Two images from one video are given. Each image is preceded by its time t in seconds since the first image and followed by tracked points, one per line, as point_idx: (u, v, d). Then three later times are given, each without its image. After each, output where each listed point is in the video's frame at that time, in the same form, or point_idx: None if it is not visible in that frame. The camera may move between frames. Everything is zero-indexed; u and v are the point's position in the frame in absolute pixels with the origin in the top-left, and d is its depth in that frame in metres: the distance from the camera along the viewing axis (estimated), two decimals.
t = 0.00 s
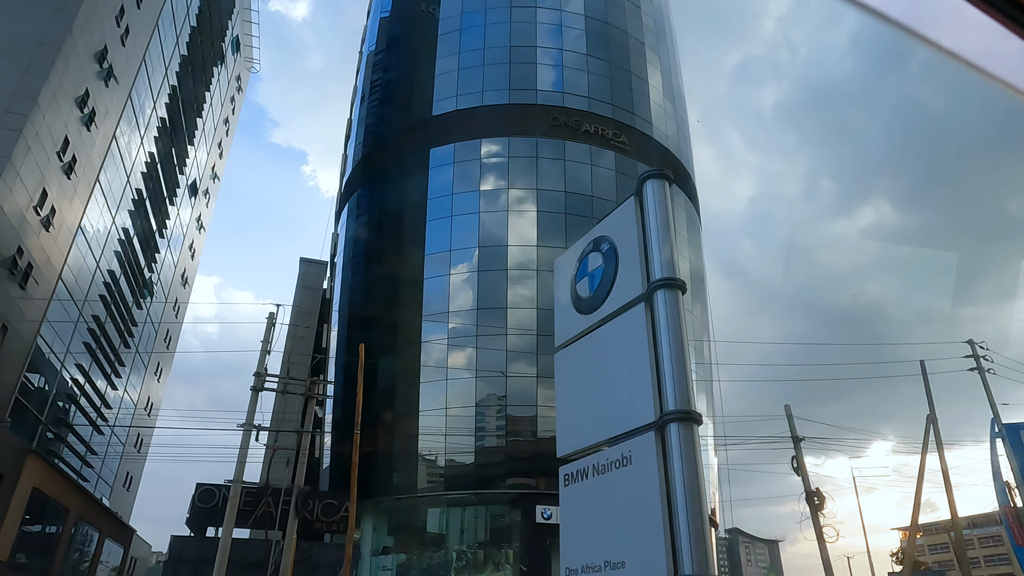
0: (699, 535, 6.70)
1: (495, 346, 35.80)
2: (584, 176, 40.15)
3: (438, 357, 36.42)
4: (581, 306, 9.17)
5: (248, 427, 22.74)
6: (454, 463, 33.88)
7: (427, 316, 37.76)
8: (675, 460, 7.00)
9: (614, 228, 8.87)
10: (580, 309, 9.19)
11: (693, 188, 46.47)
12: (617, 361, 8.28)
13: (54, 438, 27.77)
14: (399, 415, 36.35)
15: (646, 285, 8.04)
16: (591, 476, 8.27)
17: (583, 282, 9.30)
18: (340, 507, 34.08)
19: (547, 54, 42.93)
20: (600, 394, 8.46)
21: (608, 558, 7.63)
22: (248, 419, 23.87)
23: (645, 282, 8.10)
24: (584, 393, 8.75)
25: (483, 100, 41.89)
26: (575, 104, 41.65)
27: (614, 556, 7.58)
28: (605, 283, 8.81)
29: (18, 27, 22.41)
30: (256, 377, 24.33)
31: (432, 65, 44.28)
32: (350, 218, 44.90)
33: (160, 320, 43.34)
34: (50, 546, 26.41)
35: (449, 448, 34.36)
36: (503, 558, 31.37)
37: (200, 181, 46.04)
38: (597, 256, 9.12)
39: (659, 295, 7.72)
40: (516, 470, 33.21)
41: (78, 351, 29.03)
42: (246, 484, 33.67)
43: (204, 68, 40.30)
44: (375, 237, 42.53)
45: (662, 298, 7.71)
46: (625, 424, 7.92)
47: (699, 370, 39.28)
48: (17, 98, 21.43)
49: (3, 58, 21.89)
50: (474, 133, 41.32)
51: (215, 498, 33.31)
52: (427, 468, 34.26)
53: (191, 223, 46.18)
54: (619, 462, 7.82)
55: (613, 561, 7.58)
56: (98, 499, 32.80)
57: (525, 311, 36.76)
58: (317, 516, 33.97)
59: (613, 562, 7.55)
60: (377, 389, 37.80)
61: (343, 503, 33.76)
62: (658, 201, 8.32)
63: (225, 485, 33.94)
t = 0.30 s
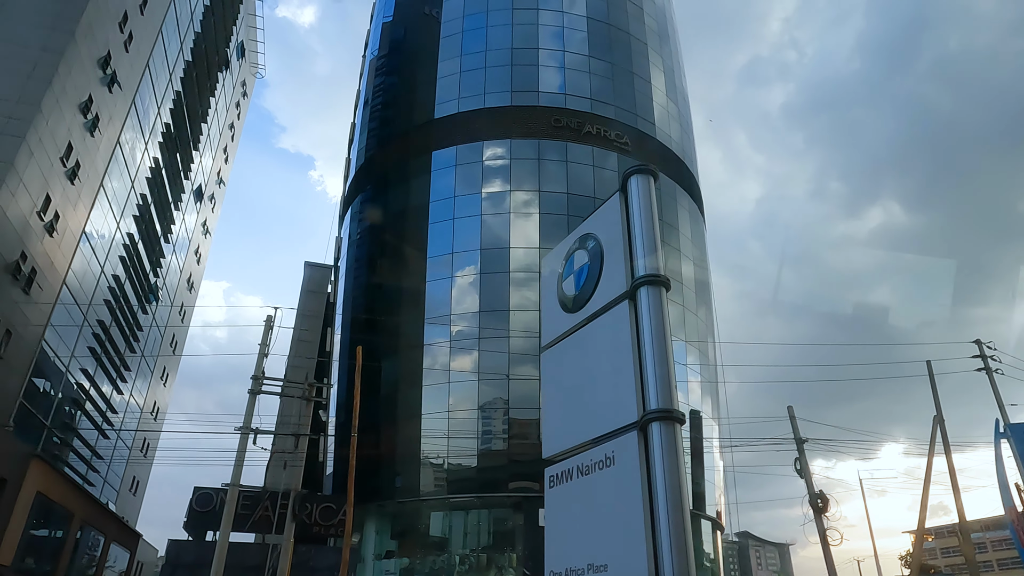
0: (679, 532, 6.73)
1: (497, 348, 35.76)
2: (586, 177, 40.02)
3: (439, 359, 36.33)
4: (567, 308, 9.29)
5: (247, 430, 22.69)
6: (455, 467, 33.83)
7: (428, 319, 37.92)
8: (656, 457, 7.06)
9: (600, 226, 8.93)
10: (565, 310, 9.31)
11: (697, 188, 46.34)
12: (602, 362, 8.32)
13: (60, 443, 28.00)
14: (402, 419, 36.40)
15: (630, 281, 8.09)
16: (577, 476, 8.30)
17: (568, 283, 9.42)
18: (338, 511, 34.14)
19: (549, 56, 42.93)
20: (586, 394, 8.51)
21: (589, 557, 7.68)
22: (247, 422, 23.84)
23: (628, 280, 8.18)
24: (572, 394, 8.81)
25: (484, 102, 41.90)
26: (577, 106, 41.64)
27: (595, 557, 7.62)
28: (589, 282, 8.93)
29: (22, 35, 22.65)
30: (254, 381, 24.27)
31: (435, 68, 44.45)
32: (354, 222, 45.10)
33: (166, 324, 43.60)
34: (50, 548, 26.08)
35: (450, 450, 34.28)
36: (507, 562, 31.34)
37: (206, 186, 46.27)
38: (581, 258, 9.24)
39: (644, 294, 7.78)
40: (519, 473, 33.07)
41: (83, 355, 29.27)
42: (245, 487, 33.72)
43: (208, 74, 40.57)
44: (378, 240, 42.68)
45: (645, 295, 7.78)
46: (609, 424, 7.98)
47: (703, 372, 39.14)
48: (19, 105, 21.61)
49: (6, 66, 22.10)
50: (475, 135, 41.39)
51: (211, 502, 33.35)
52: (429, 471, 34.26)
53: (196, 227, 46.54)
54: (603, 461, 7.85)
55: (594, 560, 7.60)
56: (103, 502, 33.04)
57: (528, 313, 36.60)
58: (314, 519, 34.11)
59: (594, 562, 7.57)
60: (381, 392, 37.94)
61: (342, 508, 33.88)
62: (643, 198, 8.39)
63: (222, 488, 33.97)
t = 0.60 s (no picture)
0: (667, 554, 5.57)
1: (499, 351, 35.74)
2: (588, 180, 39.94)
3: (442, 363, 36.30)
4: (551, 308, 8.01)
5: (245, 434, 22.72)
6: (457, 471, 33.83)
7: (430, 323, 37.92)
8: (641, 465, 5.90)
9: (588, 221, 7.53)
10: (549, 311, 8.05)
11: (700, 189, 46.30)
12: (585, 361, 7.14)
13: (64, 448, 28.12)
14: (405, 422, 36.34)
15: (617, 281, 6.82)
16: (556, 482, 7.09)
17: (553, 279, 8.12)
18: (336, 515, 34.19)
19: (550, 58, 42.97)
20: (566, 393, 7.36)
21: None
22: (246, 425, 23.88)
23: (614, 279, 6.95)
24: (553, 393, 7.59)
25: (486, 105, 41.94)
26: (579, 108, 41.67)
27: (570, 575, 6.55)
28: (576, 281, 7.58)
29: (26, 41, 22.81)
30: (253, 384, 24.31)
31: (437, 72, 44.61)
32: (357, 226, 45.24)
33: (171, 328, 43.78)
34: (55, 553, 26.20)
35: (452, 455, 34.28)
36: (510, 565, 31.21)
37: (210, 191, 46.51)
38: (570, 250, 7.89)
39: (630, 296, 6.54)
40: (522, 476, 32.96)
41: (87, 359, 29.40)
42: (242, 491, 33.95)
43: (212, 80, 40.89)
44: (381, 244, 42.74)
45: (631, 297, 6.55)
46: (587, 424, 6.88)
47: (707, 374, 38.97)
48: (22, 111, 21.77)
49: (9, 72, 22.26)
50: (477, 139, 41.47)
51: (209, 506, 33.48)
52: (431, 475, 34.24)
53: (201, 232, 46.77)
54: (586, 467, 6.63)
55: None
56: (107, 507, 33.13)
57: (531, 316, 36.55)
58: (314, 522, 34.28)
59: None
60: (384, 396, 37.96)
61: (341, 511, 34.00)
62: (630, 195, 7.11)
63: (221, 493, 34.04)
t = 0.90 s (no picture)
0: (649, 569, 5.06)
1: (502, 355, 35.72)
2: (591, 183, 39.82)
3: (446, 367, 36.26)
4: (536, 310, 7.43)
5: (243, 439, 22.84)
6: (461, 475, 33.70)
7: (434, 327, 37.93)
8: (620, 471, 5.39)
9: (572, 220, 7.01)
10: (533, 314, 7.48)
11: (704, 192, 46.19)
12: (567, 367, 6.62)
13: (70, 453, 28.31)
14: (409, 426, 36.31)
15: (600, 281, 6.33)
16: (538, 488, 6.54)
17: (537, 279, 7.56)
18: (335, 519, 34.73)
19: (552, 62, 43.03)
20: (549, 397, 6.84)
21: None
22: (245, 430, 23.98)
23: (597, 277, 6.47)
24: (533, 394, 7.13)
25: (488, 109, 42.03)
26: (581, 111, 41.68)
27: None
28: (562, 280, 7.01)
29: (29, 50, 23.00)
30: (252, 389, 24.43)
31: (440, 77, 44.79)
32: (361, 231, 45.41)
33: (177, 334, 44.05)
34: (62, 558, 26.42)
35: (456, 459, 34.21)
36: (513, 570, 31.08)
37: (216, 198, 46.80)
38: (554, 247, 7.32)
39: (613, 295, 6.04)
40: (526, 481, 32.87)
41: (93, 365, 29.60)
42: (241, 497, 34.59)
43: (217, 87, 41.22)
44: (384, 248, 42.85)
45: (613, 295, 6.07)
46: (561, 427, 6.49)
47: (713, 377, 38.83)
48: (27, 119, 22.03)
49: (13, 80, 22.49)
50: (479, 143, 41.51)
51: (208, 511, 33.76)
52: (434, 480, 34.15)
53: (207, 239, 47.09)
54: (568, 471, 6.11)
55: None
56: (112, 512, 33.28)
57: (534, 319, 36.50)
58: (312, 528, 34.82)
59: None
60: (388, 400, 38.01)
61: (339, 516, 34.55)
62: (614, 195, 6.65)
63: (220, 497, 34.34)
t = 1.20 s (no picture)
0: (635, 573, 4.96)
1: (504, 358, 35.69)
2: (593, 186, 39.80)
3: (449, 371, 36.26)
4: (525, 311, 7.27)
5: (241, 443, 22.92)
6: (464, 479, 33.70)
7: (436, 331, 37.88)
8: (606, 471, 5.28)
9: (562, 218, 6.86)
10: (523, 315, 7.31)
11: (707, 193, 46.11)
12: (554, 367, 6.47)
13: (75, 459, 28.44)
14: (412, 430, 36.30)
15: (587, 282, 6.19)
16: (524, 491, 6.40)
17: (527, 279, 7.40)
18: (334, 523, 35.58)
19: (554, 65, 43.06)
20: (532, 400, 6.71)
21: None
22: (244, 434, 24.05)
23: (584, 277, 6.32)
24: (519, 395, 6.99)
25: (490, 112, 42.11)
26: (583, 114, 41.67)
27: None
28: (550, 281, 6.83)
29: (32, 57, 23.14)
30: (250, 393, 24.52)
31: (442, 81, 44.90)
32: (364, 235, 45.49)
33: (182, 339, 44.22)
34: (67, 563, 26.64)
35: (459, 463, 34.21)
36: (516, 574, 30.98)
37: (221, 203, 47.04)
38: (544, 247, 7.14)
39: (601, 296, 5.91)
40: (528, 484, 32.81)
41: (98, 370, 29.74)
42: (240, 501, 34.84)
43: (221, 93, 41.42)
44: (387, 253, 42.86)
45: (600, 295, 5.96)
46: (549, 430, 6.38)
47: (716, 380, 38.71)
48: (30, 125, 22.16)
49: (16, 87, 22.64)
50: (481, 146, 41.55)
51: (208, 515, 33.89)
52: (438, 484, 34.17)
53: (212, 244, 47.32)
54: (553, 472, 5.98)
55: None
56: (117, 517, 33.35)
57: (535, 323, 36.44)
58: (311, 532, 35.49)
59: None
60: (392, 404, 38.10)
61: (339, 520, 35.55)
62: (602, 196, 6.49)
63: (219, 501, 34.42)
